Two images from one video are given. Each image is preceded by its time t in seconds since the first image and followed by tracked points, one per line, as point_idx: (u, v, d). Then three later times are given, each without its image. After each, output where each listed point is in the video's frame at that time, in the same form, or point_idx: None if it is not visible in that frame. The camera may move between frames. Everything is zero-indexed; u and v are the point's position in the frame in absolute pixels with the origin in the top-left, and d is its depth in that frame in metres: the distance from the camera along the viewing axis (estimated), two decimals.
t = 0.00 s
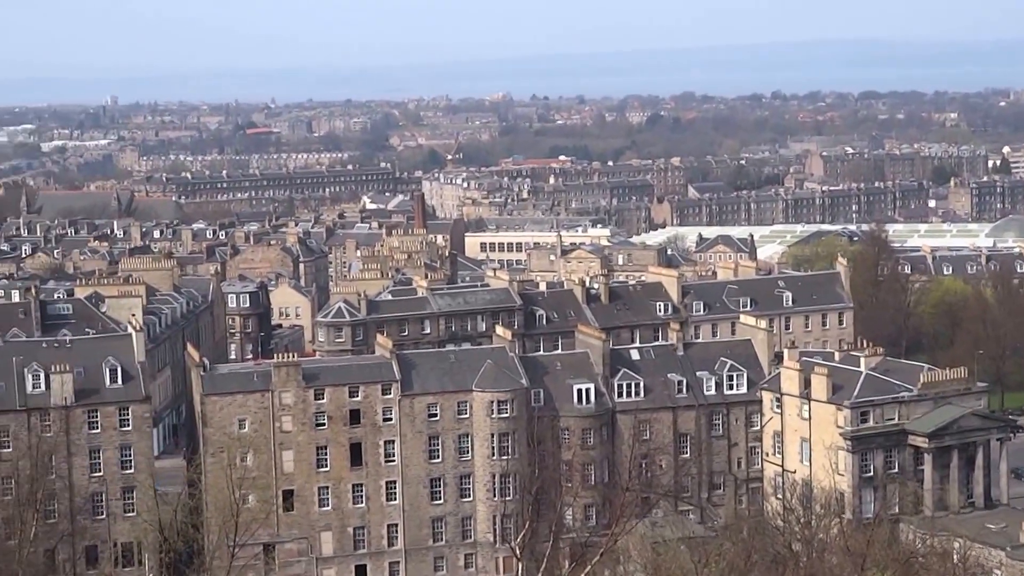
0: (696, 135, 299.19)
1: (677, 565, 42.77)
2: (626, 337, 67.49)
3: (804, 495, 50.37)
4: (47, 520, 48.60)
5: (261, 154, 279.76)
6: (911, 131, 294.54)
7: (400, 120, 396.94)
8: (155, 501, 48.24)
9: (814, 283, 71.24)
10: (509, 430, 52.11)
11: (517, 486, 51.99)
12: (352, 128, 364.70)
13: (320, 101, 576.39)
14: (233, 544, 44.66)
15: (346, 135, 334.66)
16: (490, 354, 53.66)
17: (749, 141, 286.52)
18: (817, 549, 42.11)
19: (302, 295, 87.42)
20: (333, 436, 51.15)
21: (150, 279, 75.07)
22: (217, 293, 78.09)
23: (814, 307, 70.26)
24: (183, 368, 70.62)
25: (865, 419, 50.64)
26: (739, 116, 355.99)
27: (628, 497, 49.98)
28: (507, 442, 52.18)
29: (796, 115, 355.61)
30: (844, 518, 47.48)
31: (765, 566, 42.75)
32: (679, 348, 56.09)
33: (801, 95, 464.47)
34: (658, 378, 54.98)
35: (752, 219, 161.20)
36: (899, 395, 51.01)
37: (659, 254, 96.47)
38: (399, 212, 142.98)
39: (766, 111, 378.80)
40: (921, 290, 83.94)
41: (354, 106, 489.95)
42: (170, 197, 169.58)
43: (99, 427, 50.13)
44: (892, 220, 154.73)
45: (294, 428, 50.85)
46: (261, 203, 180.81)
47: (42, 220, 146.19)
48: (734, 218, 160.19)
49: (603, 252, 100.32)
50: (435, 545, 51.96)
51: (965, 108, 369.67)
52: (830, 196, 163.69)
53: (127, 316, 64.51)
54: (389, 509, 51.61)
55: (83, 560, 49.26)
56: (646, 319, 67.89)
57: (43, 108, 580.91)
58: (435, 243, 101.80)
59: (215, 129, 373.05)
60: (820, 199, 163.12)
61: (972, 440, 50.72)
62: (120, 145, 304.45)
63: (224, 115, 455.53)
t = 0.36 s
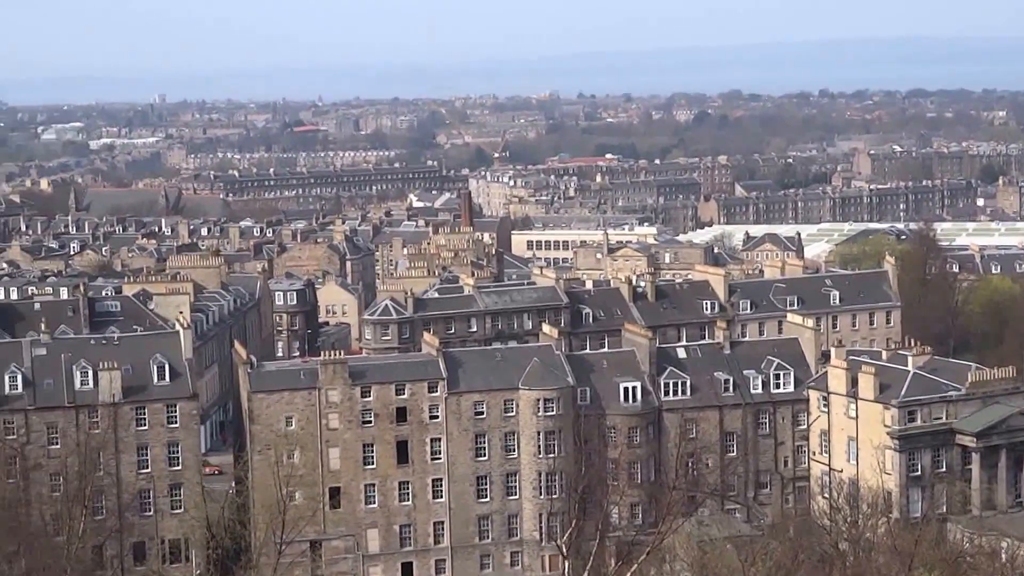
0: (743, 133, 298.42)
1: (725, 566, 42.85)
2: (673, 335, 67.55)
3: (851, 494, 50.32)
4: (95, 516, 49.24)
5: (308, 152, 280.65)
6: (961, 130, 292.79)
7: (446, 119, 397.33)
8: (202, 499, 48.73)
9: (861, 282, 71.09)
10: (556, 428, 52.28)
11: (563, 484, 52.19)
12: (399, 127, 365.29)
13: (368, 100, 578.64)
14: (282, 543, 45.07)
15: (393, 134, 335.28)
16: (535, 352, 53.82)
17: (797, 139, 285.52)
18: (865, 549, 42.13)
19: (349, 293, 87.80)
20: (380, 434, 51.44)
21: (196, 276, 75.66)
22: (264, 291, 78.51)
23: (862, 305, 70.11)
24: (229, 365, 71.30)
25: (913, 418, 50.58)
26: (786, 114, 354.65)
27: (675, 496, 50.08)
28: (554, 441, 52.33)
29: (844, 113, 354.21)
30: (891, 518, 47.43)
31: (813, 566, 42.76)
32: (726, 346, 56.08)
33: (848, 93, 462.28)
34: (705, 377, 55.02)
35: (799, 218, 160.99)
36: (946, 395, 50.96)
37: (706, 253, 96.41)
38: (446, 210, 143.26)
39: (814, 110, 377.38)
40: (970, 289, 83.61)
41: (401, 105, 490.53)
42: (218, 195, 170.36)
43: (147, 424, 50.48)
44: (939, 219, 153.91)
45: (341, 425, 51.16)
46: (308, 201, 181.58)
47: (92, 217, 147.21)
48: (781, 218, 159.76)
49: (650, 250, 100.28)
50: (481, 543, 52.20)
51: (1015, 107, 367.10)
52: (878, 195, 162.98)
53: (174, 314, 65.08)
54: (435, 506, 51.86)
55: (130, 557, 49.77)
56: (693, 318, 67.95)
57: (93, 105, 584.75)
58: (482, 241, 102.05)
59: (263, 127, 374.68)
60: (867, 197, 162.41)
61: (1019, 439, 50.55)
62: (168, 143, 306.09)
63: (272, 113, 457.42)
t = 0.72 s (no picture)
0: (791, 131, 297.25)
1: (772, 566, 42.85)
2: (719, 334, 67.51)
3: (898, 493, 50.24)
4: (143, 512, 49.65)
5: (355, 150, 281.50)
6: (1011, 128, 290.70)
7: (494, 117, 397.74)
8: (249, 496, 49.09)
9: (909, 281, 70.84)
10: (602, 426, 52.35)
11: (610, 482, 52.25)
12: (446, 125, 365.99)
13: (415, 98, 580.10)
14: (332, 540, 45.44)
15: (440, 132, 335.88)
16: (581, 350, 53.92)
17: (846, 137, 284.29)
18: (912, 549, 42.05)
19: (395, 291, 88.09)
20: (426, 431, 51.66)
21: (243, 274, 76.05)
22: (311, 289, 78.94)
23: (909, 304, 69.87)
24: (276, 362, 71.54)
25: (961, 417, 50.44)
26: (834, 112, 353.10)
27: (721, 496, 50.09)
28: (600, 438, 52.38)
29: (892, 111, 352.33)
30: (938, 517, 47.33)
31: (859, 567, 42.73)
32: (773, 345, 56.01)
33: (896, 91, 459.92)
34: (752, 375, 54.96)
35: (846, 216, 160.41)
36: (994, 394, 50.79)
37: (753, 251, 96.23)
38: (492, 208, 143.51)
39: (862, 108, 375.42)
40: (1018, 288, 83.07)
41: (448, 102, 491.55)
42: (265, 193, 171.12)
43: (195, 421, 50.82)
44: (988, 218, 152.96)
45: (387, 423, 51.41)
46: (355, 199, 182.25)
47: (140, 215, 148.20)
48: (829, 216, 159.17)
49: (697, 249, 100.21)
50: (527, 541, 52.34)
51: None
52: (926, 193, 162.10)
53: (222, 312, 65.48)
54: (481, 504, 52.05)
55: (178, 553, 50.19)
56: (740, 316, 67.88)
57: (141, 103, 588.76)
58: (528, 239, 102.18)
59: (310, 125, 376.15)
60: (916, 195, 161.59)
61: None
62: (217, 141, 307.73)
63: (319, 110, 458.94)
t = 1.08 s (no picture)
0: (838, 129, 296.14)
1: (819, 567, 42.88)
2: (766, 332, 67.49)
3: (946, 492, 50.13)
4: (191, 508, 50.09)
5: (402, 148, 282.29)
6: None
7: (540, 114, 398.20)
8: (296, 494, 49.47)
9: (957, 279, 70.64)
10: (648, 424, 52.43)
11: (656, 481, 52.35)
12: (492, 123, 366.23)
13: (460, 96, 581.55)
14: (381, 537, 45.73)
15: (487, 130, 336.41)
16: (628, 347, 54.02)
17: (894, 135, 283.06)
18: (959, 550, 42.01)
19: (442, 288, 88.41)
20: (473, 429, 51.88)
21: (291, 271, 76.36)
22: (358, 286, 79.35)
23: (957, 303, 69.68)
24: (323, 359, 71.95)
25: (1009, 416, 50.31)
26: (882, 110, 351.62)
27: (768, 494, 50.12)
28: (646, 437, 52.47)
29: (940, 109, 350.85)
30: (985, 517, 47.24)
31: (907, 567, 42.71)
32: (820, 343, 55.94)
33: (945, 89, 457.67)
34: (799, 373, 54.94)
35: (893, 214, 159.74)
36: None
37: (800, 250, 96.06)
38: (539, 206, 143.69)
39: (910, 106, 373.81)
40: None
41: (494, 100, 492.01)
42: (312, 190, 171.81)
43: (242, 418, 51.21)
44: None
45: (433, 421, 51.64)
46: (401, 197, 182.87)
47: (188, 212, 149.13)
48: (876, 214, 158.56)
49: (743, 247, 100.10)
50: (573, 539, 52.49)
51: None
52: (974, 191, 161.25)
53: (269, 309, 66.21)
54: (527, 502, 52.24)
55: (226, 549, 50.60)
56: (787, 314, 67.87)
57: (188, 101, 591.55)
58: (574, 237, 102.33)
59: (357, 122, 377.33)
60: (964, 193, 160.78)
61: None
62: (264, 139, 309.33)
63: (365, 107, 460.14)
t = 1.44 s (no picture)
0: (887, 127, 294.81)
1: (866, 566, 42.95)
2: (813, 331, 67.51)
3: (994, 491, 50.05)
4: (238, 505, 50.52)
5: (449, 146, 282.93)
6: None
7: (587, 112, 398.22)
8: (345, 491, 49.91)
9: (1005, 278, 70.46)
10: (694, 423, 52.54)
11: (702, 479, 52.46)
12: (539, 121, 366.52)
13: (506, 95, 581.99)
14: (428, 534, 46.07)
15: (534, 127, 336.59)
16: (674, 346, 54.15)
17: (942, 133, 281.59)
18: (1005, 549, 42.02)
19: (488, 287, 88.67)
20: (519, 427, 52.11)
21: (337, 268, 77.11)
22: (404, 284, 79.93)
23: (1006, 301, 69.47)
24: (369, 357, 72.38)
25: None
26: (931, 108, 349.67)
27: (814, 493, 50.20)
28: (692, 435, 52.60)
29: (989, 107, 348.60)
30: None
31: (953, 565, 42.75)
32: (867, 342, 55.86)
33: (994, 86, 454.53)
34: (846, 372, 54.90)
35: (942, 213, 158.93)
36: None
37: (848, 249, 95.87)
38: (586, 204, 143.71)
39: (959, 104, 371.41)
40: None
41: (540, 98, 492.06)
42: (359, 188, 172.46)
43: (289, 415, 51.62)
44: None
45: (480, 418, 51.90)
46: (448, 194, 183.27)
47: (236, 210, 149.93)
48: (925, 212, 157.84)
49: (791, 245, 100.00)
50: (618, 537, 52.66)
51: None
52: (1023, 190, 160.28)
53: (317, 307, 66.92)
54: (572, 500, 52.43)
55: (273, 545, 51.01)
56: (834, 314, 67.89)
57: (238, 99, 595.26)
58: (620, 235, 102.41)
59: (404, 121, 378.32)
60: (1012, 192, 159.85)
61: None
62: (313, 137, 310.55)
63: (413, 106, 460.88)
